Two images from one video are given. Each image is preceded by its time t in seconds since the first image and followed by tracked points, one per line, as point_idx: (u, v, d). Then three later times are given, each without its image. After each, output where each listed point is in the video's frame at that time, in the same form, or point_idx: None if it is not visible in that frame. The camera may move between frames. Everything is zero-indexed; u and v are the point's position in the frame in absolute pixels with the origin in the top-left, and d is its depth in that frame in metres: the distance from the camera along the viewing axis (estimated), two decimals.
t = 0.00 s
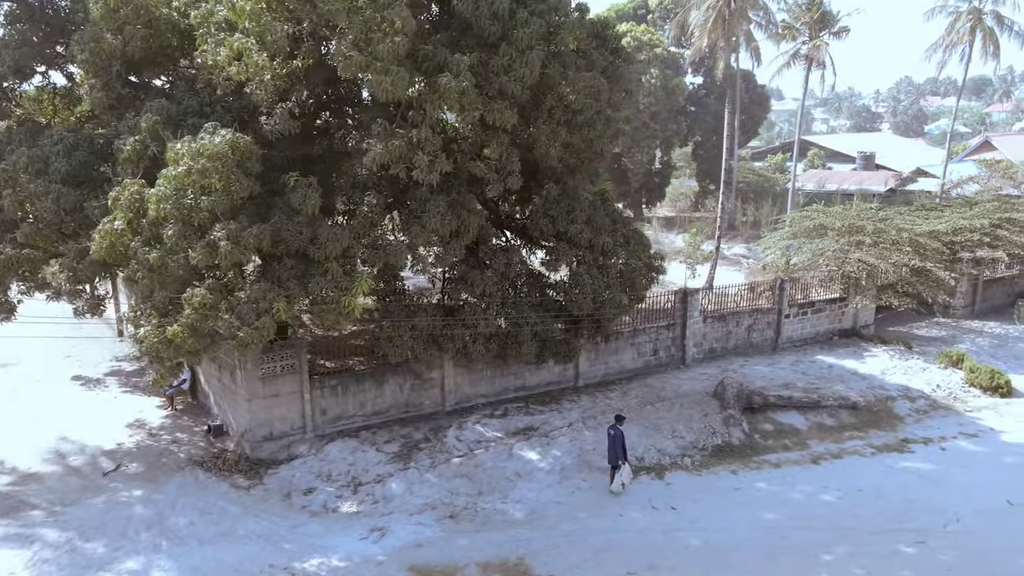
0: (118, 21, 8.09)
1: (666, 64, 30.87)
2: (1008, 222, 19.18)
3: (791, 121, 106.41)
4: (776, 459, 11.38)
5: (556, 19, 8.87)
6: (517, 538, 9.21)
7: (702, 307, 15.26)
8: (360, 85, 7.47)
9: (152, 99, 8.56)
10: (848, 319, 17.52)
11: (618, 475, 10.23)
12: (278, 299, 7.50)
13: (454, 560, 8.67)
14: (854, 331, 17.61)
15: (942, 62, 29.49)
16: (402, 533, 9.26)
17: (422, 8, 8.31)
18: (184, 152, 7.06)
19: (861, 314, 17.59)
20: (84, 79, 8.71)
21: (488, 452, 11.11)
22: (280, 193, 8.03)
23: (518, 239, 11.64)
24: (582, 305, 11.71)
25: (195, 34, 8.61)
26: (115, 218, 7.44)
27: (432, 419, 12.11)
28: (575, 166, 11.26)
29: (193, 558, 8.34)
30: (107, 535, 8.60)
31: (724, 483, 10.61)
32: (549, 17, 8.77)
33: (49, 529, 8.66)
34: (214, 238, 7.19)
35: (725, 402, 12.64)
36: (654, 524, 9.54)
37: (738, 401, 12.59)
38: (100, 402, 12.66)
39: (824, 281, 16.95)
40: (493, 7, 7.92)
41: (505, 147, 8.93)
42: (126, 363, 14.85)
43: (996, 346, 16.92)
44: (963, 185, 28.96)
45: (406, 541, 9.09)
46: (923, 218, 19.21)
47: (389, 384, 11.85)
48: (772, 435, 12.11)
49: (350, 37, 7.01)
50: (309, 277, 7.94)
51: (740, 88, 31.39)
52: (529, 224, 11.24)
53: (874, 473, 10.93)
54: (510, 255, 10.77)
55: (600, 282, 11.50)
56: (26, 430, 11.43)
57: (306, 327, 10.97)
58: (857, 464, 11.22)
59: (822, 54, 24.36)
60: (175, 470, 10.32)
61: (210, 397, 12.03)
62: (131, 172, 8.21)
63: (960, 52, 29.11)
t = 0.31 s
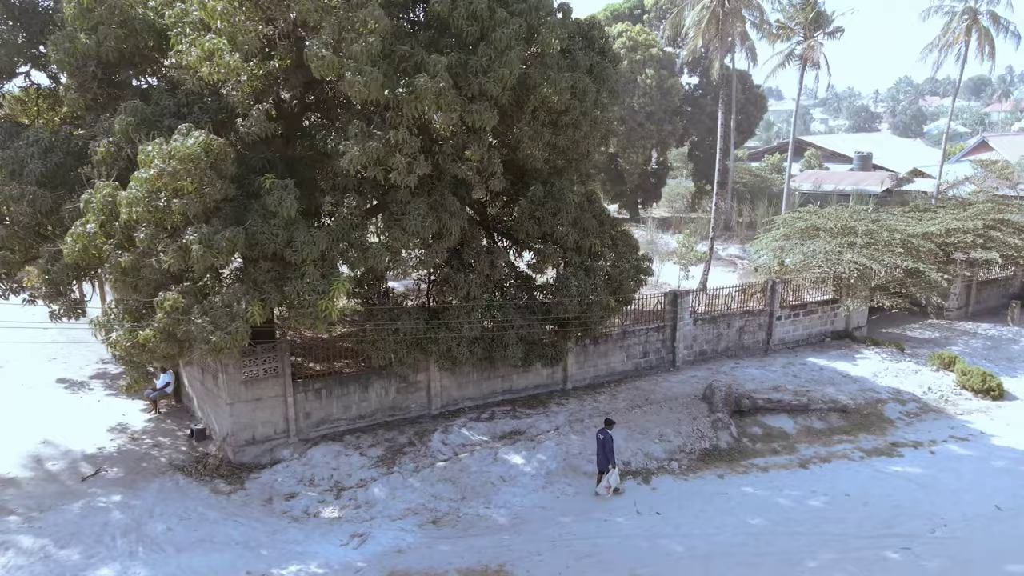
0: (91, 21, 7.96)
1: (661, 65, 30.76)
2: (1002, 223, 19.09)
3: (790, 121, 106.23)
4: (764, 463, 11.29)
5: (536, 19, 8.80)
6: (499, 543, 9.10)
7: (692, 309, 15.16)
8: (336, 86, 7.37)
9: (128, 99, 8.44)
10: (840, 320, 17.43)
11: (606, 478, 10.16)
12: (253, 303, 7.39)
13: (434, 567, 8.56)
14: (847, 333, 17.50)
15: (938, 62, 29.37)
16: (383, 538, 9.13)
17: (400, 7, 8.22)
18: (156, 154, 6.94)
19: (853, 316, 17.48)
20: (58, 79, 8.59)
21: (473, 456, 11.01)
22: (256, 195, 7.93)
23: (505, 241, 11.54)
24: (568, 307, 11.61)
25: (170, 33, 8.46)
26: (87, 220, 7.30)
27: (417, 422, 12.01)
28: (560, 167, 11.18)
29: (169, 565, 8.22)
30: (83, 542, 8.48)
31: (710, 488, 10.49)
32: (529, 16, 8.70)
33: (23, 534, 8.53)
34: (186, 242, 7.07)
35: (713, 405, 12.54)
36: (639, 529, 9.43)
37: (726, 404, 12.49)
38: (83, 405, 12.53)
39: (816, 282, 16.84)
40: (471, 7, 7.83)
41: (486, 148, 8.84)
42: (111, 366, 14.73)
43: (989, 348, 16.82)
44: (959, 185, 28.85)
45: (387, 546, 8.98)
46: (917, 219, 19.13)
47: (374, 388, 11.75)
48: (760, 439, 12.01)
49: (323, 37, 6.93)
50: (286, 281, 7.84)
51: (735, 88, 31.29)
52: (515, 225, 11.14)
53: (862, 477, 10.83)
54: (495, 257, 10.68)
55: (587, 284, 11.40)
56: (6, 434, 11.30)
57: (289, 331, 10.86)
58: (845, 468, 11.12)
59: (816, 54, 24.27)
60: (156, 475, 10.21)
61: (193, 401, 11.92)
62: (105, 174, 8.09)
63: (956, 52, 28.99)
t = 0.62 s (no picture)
0: (72, 21, 7.90)
1: (658, 65, 30.63)
2: (997, 224, 19.01)
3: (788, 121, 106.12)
4: (755, 466, 11.21)
5: (521, 19, 8.78)
6: (485, 547, 9.01)
7: (685, 311, 15.08)
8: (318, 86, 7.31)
9: (111, 100, 8.37)
10: (835, 322, 17.36)
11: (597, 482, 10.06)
12: (233, 305, 7.32)
13: (419, 571, 8.47)
14: (841, 334, 17.43)
15: (935, 62, 29.26)
16: (369, 543, 9.03)
17: (385, 7, 8.16)
18: (134, 156, 6.86)
19: (848, 317, 17.41)
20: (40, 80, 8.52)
21: (461, 459, 10.93)
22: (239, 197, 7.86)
23: (495, 242, 11.47)
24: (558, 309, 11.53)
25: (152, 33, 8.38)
26: (67, 223, 7.23)
27: (407, 425, 11.94)
28: (550, 168, 11.12)
29: (150, 570, 8.13)
30: (64, 547, 8.40)
31: (700, 491, 10.41)
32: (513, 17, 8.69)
33: (4, 539, 8.43)
34: (165, 244, 7.00)
35: (705, 407, 12.47)
36: (627, 533, 9.35)
37: (718, 407, 12.41)
38: (71, 408, 12.45)
39: (811, 284, 16.77)
40: (455, 7, 7.78)
41: (472, 149, 8.79)
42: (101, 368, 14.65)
43: (984, 349, 16.76)
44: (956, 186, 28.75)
45: (372, 550, 8.90)
46: (912, 220, 19.07)
47: (363, 390, 11.68)
48: (752, 441, 11.94)
49: (304, 37, 6.90)
50: (268, 283, 7.77)
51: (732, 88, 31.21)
52: (505, 227, 11.08)
53: (853, 480, 10.75)
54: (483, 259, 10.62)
55: (577, 286, 11.32)
56: None
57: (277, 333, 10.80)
58: (837, 471, 11.05)
59: (812, 54, 24.20)
60: (141, 478, 10.12)
61: (181, 403, 11.84)
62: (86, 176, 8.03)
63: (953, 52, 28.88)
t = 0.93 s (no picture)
0: (46, 20, 7.79)
1: (654, 65, 30.49)
2: (992, 225, 18.92)
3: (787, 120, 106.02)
4: (743, 470, 11.11)
5: (501, 18, 8.68)
6: (468, 553, 8.90)
7: (677, 312, 14.98)
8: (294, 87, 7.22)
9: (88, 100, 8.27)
10: (828, 323, 17.26)
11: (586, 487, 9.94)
12: (207, 310, 7.22)
13: None
14: (834, 335, 17.33)
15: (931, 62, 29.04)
16: (350, 548, 8.91)
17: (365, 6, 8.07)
18: (106, 157, 6.73)
19: (841, 318, 17.32)
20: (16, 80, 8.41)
21: (447, 463, 10.83)
22: (216, 198, 7.76)
23: (482, 243, 11.36)
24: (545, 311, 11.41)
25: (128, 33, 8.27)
26: (39, 225, 7.12)
27: (393, 428, 11.84)
28: (537, 169, 11.02)
29: None
30: (40, 553, 8.29)
31: (687, 495, 10.30)
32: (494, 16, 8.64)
33: None
34: (137, 247, 6.89)
35: (694, 410, 12.37)
36: (612, 538, 9.24)
37: (707, 409, 12.31)
38: (55, 410, 12.34)
39: (804, 285, 16.66)
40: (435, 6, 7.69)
41: (453, 150, 8.68)
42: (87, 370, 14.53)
43: (978, 351, 16.65)
44: (953, 186, 28.62)
45: (353, 556, 8.79)
46: (906, 221, 18.99)
47: (349, 393, 11.58)
48: (741, 444, 11.83)
49: (278, 36, 6.81)
50: (244, 287, 7.66)
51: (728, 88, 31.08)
52: (491, 228, 10.97)
53: (842, 484, 10.65)
54: (469, 261, 10.53)
55: (564, 288, 11.20)
56: None
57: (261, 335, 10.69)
58: (826, 475, 10.94)
59: (808, 54, 24.08)
60: (122, 482, 10.02)
61: (165, 406, 11.74)
62: (62, 177, 7.93)
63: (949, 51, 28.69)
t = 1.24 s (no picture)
0: (21, 19, 7.70)
1: (649, 65, 30.38)
2: (986, 226, 18.82)
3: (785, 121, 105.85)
4: (732, 473, 11.00)
5: (483, 17, 8.57)
6: (451, 558, 8.78)
7: (668, 314, 14.87)
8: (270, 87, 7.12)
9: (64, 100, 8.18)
10: (821, 324, 17.16)
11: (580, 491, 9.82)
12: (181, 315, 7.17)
13: None
14: (828, 337, 17.23)
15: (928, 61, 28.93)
16: (332, 553, 8.78)
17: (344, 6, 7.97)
18: (78, 158, 6.62)
19: (834, 319, 17.22)
20: None
21: (433, 466, 10.73)
22: (193, 200, 7.66)
23: (470, 245, 11.26)
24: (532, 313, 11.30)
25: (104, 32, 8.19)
26: (11, 227, 7.03)
27: (379, 431, 11.74)
28: (524, 170, 10.91)
29: None
30: (17, 558, 8.18)
31: (675, 499, 10.19)
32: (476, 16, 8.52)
33: None
34: (110, 249, 6.79)
35: (683, 413, 12.27)
36: (598, 543, 9.13)
37: (697, 412, 12.21)
38: (38, 413, 12.23)
39: (797, 286, 16.55)
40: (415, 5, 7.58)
41: (434, 151, 8.57)
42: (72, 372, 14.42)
43: (972, 353, 16.54)
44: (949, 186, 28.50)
45: (334, 561, 8.67)
46: (901, 222, 18.90)
47: (334, 396, 11.48)
48: (731, 448, 11.73)
49: (252, 35, 6.72)
50: (220, 290, 7.57)
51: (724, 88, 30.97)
52: (478, 229, 10.87)
53: (832, 487, 10.54)
54: (454, 262, 10.43)
55: (552, 290, 11.08)
56: None
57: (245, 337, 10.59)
58: (816, 478, 10.83)
59: (803, 54, 23.98)
60: (103, 486, 9.91)
61: (149, 408, 11.65)
62: (37, 179, 7.86)
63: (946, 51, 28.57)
